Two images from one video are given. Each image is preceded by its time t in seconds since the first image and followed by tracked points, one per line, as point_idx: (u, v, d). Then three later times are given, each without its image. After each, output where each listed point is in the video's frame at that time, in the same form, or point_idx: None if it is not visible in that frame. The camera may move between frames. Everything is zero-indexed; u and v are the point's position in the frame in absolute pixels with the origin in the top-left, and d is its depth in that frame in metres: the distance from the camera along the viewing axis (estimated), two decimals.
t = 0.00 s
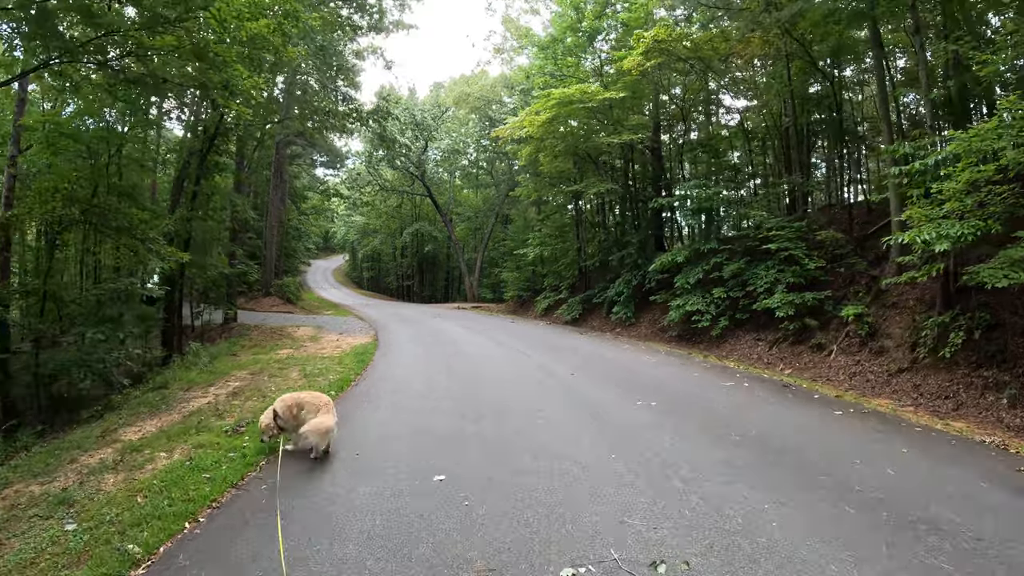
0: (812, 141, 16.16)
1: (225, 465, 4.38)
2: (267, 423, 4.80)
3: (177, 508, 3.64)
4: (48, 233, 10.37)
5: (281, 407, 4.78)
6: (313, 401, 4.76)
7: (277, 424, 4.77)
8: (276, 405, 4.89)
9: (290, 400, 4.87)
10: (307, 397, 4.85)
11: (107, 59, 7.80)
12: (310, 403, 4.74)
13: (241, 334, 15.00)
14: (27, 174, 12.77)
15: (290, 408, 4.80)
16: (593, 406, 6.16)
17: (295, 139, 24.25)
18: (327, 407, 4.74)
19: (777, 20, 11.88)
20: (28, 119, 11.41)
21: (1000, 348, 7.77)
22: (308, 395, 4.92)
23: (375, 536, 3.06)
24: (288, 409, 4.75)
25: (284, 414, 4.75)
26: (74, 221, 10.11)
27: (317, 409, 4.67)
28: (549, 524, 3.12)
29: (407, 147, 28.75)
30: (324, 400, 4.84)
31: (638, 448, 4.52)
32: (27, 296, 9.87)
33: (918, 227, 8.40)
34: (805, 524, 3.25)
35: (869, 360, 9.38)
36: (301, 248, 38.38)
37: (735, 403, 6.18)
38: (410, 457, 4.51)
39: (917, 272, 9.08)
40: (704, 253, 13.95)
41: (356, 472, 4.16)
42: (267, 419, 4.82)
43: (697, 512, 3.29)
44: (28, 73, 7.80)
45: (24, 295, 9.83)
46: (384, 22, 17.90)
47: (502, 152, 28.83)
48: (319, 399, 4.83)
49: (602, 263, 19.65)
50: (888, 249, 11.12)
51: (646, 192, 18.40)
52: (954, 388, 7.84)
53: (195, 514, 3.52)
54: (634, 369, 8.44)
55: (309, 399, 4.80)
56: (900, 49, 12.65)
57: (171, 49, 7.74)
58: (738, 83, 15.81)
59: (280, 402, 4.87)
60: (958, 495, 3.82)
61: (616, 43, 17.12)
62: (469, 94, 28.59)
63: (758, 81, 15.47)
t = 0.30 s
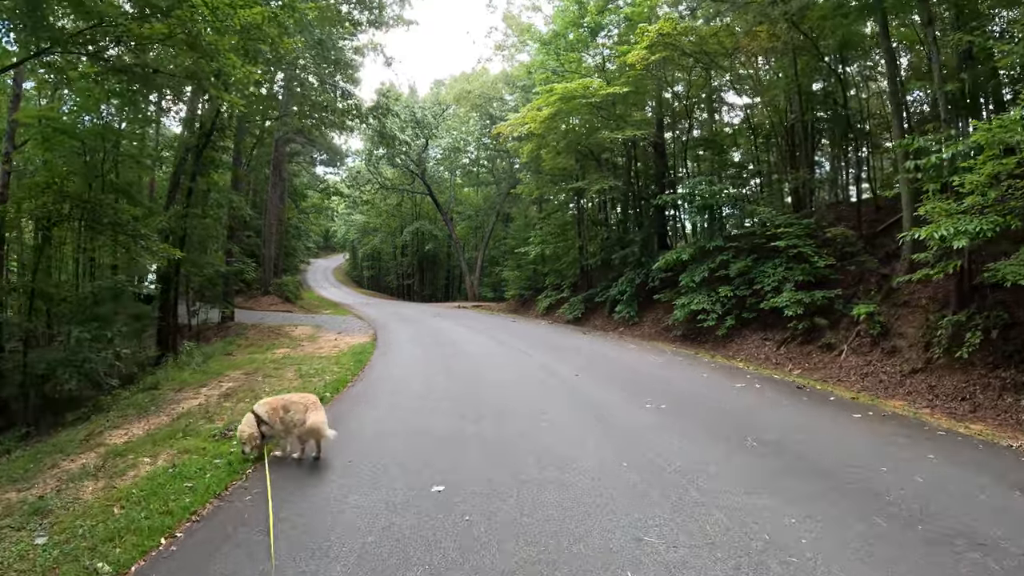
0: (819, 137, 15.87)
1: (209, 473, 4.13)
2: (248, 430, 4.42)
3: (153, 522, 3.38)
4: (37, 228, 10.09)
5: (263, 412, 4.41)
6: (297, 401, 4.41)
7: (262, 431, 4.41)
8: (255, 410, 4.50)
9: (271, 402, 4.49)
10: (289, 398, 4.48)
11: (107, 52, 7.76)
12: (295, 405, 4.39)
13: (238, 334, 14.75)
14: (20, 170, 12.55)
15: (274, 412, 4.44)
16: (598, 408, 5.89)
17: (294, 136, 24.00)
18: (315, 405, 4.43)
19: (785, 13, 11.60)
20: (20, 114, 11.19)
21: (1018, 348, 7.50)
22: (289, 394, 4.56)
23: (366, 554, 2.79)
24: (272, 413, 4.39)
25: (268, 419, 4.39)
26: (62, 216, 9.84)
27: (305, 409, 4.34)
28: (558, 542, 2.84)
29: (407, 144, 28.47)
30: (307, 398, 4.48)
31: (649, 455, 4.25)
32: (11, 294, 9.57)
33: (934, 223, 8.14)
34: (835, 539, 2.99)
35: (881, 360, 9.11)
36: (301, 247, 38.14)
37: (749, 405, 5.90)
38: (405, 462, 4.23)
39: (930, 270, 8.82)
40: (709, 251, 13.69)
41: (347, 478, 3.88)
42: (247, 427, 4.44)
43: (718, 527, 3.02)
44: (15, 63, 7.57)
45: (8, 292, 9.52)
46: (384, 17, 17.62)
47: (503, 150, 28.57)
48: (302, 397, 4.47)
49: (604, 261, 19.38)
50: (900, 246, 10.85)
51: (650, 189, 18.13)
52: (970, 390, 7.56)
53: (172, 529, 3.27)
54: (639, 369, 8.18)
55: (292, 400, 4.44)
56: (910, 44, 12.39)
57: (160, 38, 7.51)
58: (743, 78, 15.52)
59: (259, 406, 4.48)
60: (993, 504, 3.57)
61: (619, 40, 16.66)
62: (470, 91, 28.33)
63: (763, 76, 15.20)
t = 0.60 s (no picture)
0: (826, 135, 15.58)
1: (192, 486, 3.88)
2: (221, 446, 3.99)
3: (127, 543, 3.15)
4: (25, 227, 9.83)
5: (240, 425, 4.02)
6: (279, 408, 4.14)
7: (237, 446, 4.01)
8: (226, 424, 4.07)
9: (245, 413, 4.12)
10: (266, 406, 4.16)
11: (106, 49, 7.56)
12: (280, 412, 4.13)
13: (234, 334, 14.50)
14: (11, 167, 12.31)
15: (251, 424, 4.07)
16: (604, 412, 5.62)
17: (293, 135, 23.75)
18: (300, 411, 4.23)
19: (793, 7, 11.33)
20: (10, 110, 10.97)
21: None
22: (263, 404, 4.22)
23: None
24: (251, 425, 4.03)
25: (246, 432, 4.02)
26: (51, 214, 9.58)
27: (291, 416, 4.11)
28: (566, 570, 2.58)
29: (407, 143, 28.21)
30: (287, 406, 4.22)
31: (661, 467, 3.97)
32: None
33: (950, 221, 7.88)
34: (867, 564, 2.74)
35: (893, 362, 8.85)
36: (300, 246, 37.86)
37: (762, 412, 5.64)
38: (401, 471, 3.97)
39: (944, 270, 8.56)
40: (714, 251, 13.43)
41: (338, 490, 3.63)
42: (220, 443, 4.00)
43: (741, 551, 2.77)
44: None
45: None
46: (383, 13, 17.35)
47: (504, 148, 28.30)
48: (281, 405, 4.20)
49: (606, 261, 19.13)
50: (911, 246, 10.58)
51: (653, 188, 17.86)
52: (987, 394, 7.30)
53: (147, 551, 3.02)
54: (644, 371, 7.91)
55: (272, 409, 4.14)
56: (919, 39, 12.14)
57: (148, 29, 7.26)
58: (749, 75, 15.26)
59: (232, 420, 4.06)
60: None
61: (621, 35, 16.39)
62: (470, 89, 28.07)
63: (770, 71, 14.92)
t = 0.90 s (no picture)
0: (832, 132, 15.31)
1: (169, 498, 3.62)
2: (193, 459, 3.58)
3: (92, 562, 2.89)
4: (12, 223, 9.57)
5: (216, 435, 3.64)
6: (260, 415, 3.78)
7: (211, 458, 3.62)
8: (198, 433, 3.64)
9: (220, 421, 3.73)
10: (245, 413, 3.79)
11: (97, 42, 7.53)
12: (261, 420, 3.77)
13: (229, 334, 14.25)
14: None
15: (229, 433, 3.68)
16: (607, 415, 5.35)
17: (291, 132, 23.50)
18: (283, 418, 3.90)
19: None
20: None
21: None
22: (240, 410, 3.84)
23: None
24: (229, 435, 3.66)
25: (223, 442, 3.64)
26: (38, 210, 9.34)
27: (275, 424, 3.77)
28: None
29: (406, 141, 27.95)
30: (267, 412, 3.87)
31: (673, 476, 3.71)
32: None
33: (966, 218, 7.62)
34: None
35: (904, 363, 8.60)
36: (298, 245, 37.58)
37: (774, 416, 5.38)
38: (392, 478, 3.71)
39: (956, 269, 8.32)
40: (717, 249, 13.17)
41: (325, 502, 3.37)
42: (191, 455, 3.58)
43: None
44: None
45: None
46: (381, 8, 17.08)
47: (503, 146, 28.03)
48: (261, 411, 3.84)
49: (607, 260, 18.88)
50: (921, 244, 10.32)
51: (655, 186, 17.60)
52: (1004, 396, 7.03)
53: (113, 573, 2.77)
54: (648, 372, 7.65)
55: (253, 416, 3.78)
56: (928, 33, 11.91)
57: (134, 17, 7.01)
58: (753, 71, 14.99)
59: (206, 429, 3.64)
60: None
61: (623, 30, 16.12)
62: (470, 86, 27.81)
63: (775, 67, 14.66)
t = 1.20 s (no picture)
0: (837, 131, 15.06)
1: (145, 516, 3.38)
2: (170, 479, 3.29)
3: None
4: None
5: (194, 451, 3.34)
6: (237, 427, 3.53)
7: (189, 477, 3.34)
8: (171, 452, 3.35)
9: (195, 436, 3.43)
10: (220, 426, 3.52)
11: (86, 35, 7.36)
12: (239, 432, 3.52)
13: (223, 335, 14.00)
14: None
15: (205, 449, 3.41)
16: (614, 418, 5.09)
17: (289, 132, 23.23)
18: (261, 429, 3.66)
19: None
20: None
21: None
22: (214, 423, 3.56)
23: None
24: (207, 450, 3.38)
25: (202, 459, 3.36)
26: (27, 209, 9.11)
27: (253, 436, 3.54)
28: None
29: (405, 140, 27.70)
30: (243, 424, 3.61)
31: (686, 491, 3.44)
32: None
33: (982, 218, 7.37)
34: None
35: (915, 368, 8.35)
36: (296, 245, 37.33)
37: (790, 425, 5.12)
38: (383, 491, 3.44)
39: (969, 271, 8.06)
40: (721, 250, 12.94)
41: (310, 520, 3.11)
42: (168, 475, 3.29)
43: None
44: None
45: None
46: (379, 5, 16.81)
47: (503, 146, 27.76)
48: (237, 423, 3.59)
49: (608, 261, 18.63)
50: (931, 245, 10.07)
51: (656, 185, 17.37)
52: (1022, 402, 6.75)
53: None
54: (654, 374, 7.39)
55: (229, 428, 3.51)
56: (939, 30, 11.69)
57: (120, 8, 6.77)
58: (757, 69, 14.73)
59: (181, 446, 3.36)
60: None
61: (625, 28, 15.88)
62: (469, 85, 27.55)
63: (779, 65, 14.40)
